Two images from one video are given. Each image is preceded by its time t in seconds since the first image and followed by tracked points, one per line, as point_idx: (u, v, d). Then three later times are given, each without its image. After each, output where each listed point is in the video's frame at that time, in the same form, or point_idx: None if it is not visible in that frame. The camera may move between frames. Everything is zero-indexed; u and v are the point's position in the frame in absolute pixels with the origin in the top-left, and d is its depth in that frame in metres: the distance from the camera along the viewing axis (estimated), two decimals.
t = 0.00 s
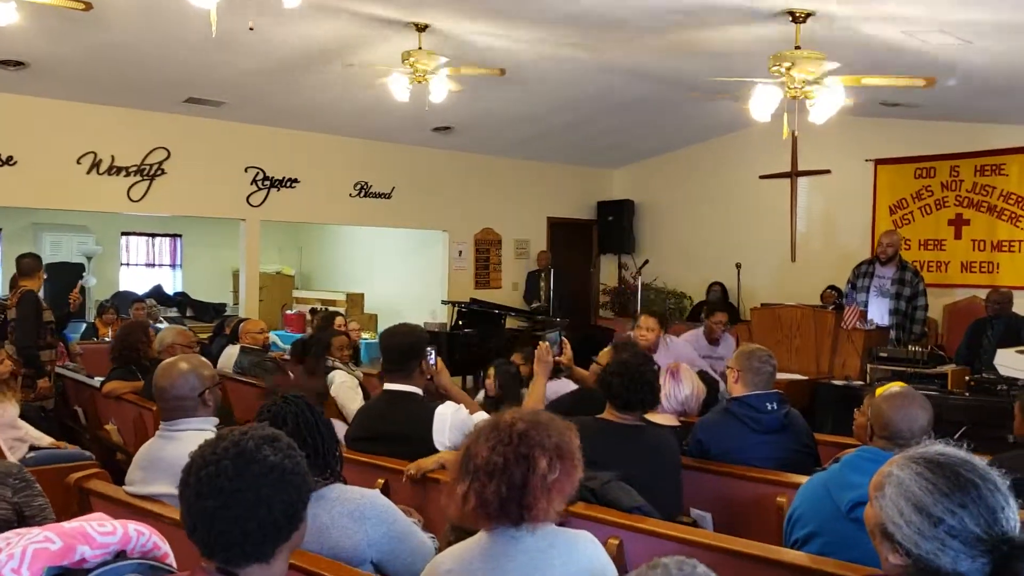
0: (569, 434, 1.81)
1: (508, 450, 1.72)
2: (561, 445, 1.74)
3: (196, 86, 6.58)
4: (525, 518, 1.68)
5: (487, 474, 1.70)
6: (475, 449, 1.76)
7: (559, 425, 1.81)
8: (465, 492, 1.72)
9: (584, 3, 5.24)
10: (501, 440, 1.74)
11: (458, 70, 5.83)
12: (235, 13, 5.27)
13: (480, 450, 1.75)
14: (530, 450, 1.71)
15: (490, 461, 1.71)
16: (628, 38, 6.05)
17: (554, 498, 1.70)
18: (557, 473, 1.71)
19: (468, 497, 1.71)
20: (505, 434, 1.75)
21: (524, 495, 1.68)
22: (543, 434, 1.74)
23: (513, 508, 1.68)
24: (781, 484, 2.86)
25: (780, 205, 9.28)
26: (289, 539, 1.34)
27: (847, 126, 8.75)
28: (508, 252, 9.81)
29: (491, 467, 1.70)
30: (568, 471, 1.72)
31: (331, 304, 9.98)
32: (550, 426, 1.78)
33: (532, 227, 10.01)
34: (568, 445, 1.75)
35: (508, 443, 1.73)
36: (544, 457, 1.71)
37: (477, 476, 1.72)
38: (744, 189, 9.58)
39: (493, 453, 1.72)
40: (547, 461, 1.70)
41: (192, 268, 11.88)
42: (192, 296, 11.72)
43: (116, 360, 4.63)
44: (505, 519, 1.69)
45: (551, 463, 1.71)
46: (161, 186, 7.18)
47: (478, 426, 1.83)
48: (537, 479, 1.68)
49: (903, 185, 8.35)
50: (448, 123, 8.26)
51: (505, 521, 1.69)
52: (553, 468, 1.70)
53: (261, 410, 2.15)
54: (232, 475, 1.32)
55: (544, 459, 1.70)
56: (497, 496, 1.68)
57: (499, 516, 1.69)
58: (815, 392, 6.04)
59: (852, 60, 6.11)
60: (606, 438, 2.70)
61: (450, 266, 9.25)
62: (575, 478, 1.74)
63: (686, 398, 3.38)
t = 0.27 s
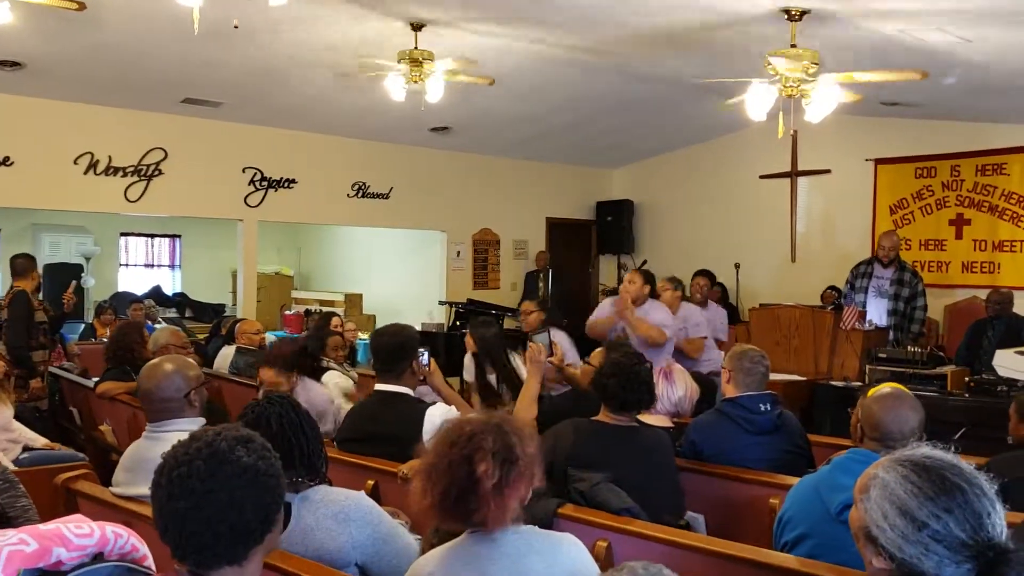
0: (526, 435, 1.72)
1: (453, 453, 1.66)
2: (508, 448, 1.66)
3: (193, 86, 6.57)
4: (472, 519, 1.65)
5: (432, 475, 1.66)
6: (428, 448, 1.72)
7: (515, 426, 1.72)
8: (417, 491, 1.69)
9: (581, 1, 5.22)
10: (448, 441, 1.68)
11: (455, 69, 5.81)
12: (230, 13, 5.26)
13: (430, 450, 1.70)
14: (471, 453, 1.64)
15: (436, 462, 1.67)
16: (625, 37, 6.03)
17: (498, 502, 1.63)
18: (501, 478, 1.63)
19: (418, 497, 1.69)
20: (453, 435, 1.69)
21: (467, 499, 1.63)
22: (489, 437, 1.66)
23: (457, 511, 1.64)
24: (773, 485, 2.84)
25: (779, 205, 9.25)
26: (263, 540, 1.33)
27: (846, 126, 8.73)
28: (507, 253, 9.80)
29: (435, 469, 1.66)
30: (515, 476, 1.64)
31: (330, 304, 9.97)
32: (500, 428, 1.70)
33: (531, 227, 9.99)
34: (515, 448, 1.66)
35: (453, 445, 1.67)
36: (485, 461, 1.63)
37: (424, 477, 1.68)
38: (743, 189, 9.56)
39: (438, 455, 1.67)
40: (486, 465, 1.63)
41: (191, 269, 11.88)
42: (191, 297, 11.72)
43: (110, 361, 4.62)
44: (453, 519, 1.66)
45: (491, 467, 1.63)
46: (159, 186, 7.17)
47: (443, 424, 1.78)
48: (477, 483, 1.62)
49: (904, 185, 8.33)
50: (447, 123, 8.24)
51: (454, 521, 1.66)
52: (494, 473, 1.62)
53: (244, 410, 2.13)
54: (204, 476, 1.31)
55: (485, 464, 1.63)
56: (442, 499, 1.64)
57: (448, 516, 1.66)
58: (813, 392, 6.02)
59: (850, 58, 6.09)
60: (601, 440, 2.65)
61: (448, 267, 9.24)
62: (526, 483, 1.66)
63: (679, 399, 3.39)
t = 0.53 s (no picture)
0: (515, 440, 1.70)
1: (440, 459, 1.65)
2: (494, 454, 1.64)
3: (196, 86, 6.57)
4: (459, 525, 1.63)
5: (418, 481, 1.66)
6: (417, 453, 1.71)
7: (503, 431, 1.69)
8: (407, 496, 1.69)
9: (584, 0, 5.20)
10: (435, 447, 1.67)
11: (457, 68, 5.79)
12: (230, 13, 5.25)
13: (418, 456, 1.69)
14: (458, 459, 1.63)
15: (423, 468, 1.66)
16: (628, 36, 6.01)
17: (483, 509, 1.61)
18: (486, 484, 1.61)
19: (408, 502, 1.68)
20: (441, 441, 1.68)
21: (452, 504, 1.61)
22: (476, 444, 1.64)
23: (443, 517, 1.63)
24: (774, 486, 2.81)
25: (785, 204, 9.22)
26: (249, 542, 1.32)
27: (852, 124, 8.68)
28: (511, 252, 9.78)
29: (421, 475, 1.65)
30: (502, 482, 1.62)
31: (334, 305, 9.97)
32: (488, 434, 1.67)
33: (536, 227, 9.97)
34: (502, 454, 1.64)
35: (440, 451, 1.66)
36: (469, 468, 1.61)
37: (412, 483, 1.67)
38: (749, 189, 9.52)
39: (425, 461, 1.66)
40: (471, 472, 1.61)
41: (197, 269, 11.91)
42: (196, 297, 11.75)
43: (112, 362, 4.61)
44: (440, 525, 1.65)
45: (476, 473, 1.61)
46: (163, 186, 7.18)
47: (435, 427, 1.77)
48: (461, 490, 1.61)
49: (910, 183, 8.28)
50: (450, 122, 8.23)
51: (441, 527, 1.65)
52: (479, 480, 1.60)
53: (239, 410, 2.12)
54: (188, 478, 1.30)
55: (470, 471, 1.61)
56: (429, 505, 1.64)
57: (435, 521, 1.65)
58: (818, 392, 5.98)
59: (856, 57, 6.05)
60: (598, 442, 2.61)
61: (452, 266, 9.24)
62: (513, 489, 1.63)
63: (681, 399, 3.33)
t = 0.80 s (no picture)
0: (533, 442, 1.68)
1: (458, 460, 1.63)
2: (513, 455, 1.62)
3: (218, 86, 6.62)
4: (479, 528, 1.62)
5: (437, 482, 1.64)
6: (435, 454, 1.70)
7: (522, 433, 1.68)
8: (424, 498, 1.67)
9: None
10: (453, 448, 1.66)
11: (477, 67, 5.78)
12: (249, 13, 5.26)
13: (436, 457, 1.68)
14: (476, 460, 1.61)
15: (441, 470, 1.64)
16: (649, 32, 5.96)
17: (502, 511, 1.60)
18: (506, 486, 1.59)
19: (426, 504, 1.67)
20: (460, 442, 1.66)
21: (471, 506, 1.60)
22: (496, 445, 1.63)
23: (462, 519, 1.62)
24: (797, 486, 2.78)
25: (810, 202, 9.12)
26: (264, 541, 1.32)
27: (878, 120, 8.58)
28: (533, 251, 9.75)
29: (440, 476, 1.64)
30: (521, 484, 1.60)
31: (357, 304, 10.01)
32: (506, 435, 1.66)
33: (558, 225, 9.94)
34: (521, 456, 1.62)
35: (459, 452, 1.64)
36: (489, 470, 1.60)
37: (430, 484, 1.66)
38: (773, 186, 9.43)
39: (443, 462, 1.65)
40: (490, 474, 1.59)
41: (221, 268, 12.02)
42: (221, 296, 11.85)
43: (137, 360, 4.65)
44: (458, 527, 1.63)
45: (495, 475, 1.59)
46: (187, 186, 7.24)
47: (452, 428, 1.76)
48: (480, 492, 1.59)
49: (938, 180, 8.16)
50: (471, 121, 8.23)
51: (460, 529, 1.64)
52: (499, 481, 1.59)
53: (258, 407, 2.12)
54: (203, 477, 1.30)
55: (489, 473, 1.59)
56: (447, 507, 1.62)
57: (453, 522, 1.63)
58: (844, 391, 5.92)
59: (883, 52, 5.97)
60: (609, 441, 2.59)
61: (474, 265, 9.23)
62: (532, 491, 1.62)
63: (702, 398, 3.32)
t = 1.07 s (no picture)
0: (555, 440, 1.68)
1: (480, 459, 1.63)
2: (536, 455, 1.62)
3: (241, 88, 6.67)
4: (501, 528, 1.61)
5: (459, 482, 1.63)
6: (455, 454, 1.69)
7: (544, 432, 1.67)
8: (445, 497, 1.66)
9: None
10: (475, 448, 1.65)
11: (499, 67, 5.78)
12: (270, 14, 5.30)
13: (457, 456, 1.67)
14: (499, 459, 1.61)
15: (463, 470, 1.63)
16: (671, 31, 5.94)
17: (525, 510, 1.59)
18: (529, 485, 1.59)
19: (447, 503, 1.66)
20: (481, 441, 1.65)
21: (494, 505, 1.59)
22: (518, 445, 1.62)
23: (485, 518, 1.61)
24: (821, 487, 2.74)
25: (834, 201, 9.03)
26: (283, 538, 1.32)
27: (904, 118, 8.48)
28: (555, 250, 9.73)
29: (462, 476, 1.63)
30: (544, 483, 1.60)
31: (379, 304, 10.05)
32: (528, 434, 1.65)
33: (579, 224, 9.91)
34: (543, 455, 1.62)
35: (481, 452, 1.63)
36: (512, 469, 1.59)
37: (451, 483, 1.65)
38: (797, 185, 9.35)
39: (465, 462, 1.64)
40: (513, 473, 1.59)
41: (245, 268, 12.12)
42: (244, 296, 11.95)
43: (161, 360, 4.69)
44: (480, 526, 1.62)
45: (518, 475, 1.59)
46: (210, 187, 7.30)
47: (472, 428, 1.75)
48: (504, 491, 1.58)
49: (965, 178, 8.06)
50: (493, 121, 8.23)
51: (482, 528, 1.63)
52: (521, 481, 1.58)
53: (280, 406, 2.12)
54: (222, 475, 1.31)
55: (512, 472, 1.59)
56: (470, 506, 1.61)
57: (475, 522, 1.63)
58: (869, 392, 5.85)
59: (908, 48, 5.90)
60: (624, 440, 2.56)
61: (496, 265, 9.24)
62: (555, 490, 1.61)
63: (725, 398, 3.26)
